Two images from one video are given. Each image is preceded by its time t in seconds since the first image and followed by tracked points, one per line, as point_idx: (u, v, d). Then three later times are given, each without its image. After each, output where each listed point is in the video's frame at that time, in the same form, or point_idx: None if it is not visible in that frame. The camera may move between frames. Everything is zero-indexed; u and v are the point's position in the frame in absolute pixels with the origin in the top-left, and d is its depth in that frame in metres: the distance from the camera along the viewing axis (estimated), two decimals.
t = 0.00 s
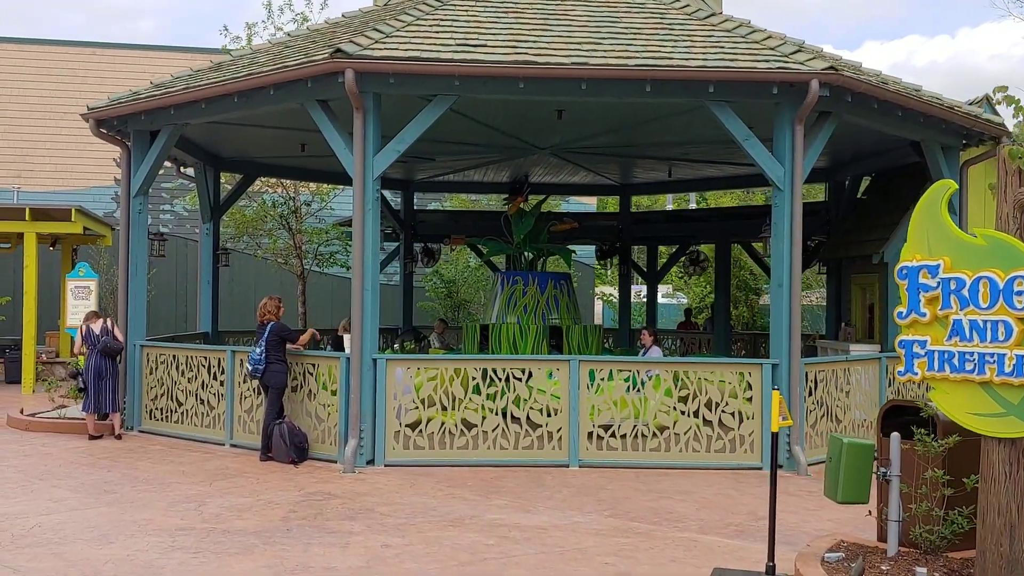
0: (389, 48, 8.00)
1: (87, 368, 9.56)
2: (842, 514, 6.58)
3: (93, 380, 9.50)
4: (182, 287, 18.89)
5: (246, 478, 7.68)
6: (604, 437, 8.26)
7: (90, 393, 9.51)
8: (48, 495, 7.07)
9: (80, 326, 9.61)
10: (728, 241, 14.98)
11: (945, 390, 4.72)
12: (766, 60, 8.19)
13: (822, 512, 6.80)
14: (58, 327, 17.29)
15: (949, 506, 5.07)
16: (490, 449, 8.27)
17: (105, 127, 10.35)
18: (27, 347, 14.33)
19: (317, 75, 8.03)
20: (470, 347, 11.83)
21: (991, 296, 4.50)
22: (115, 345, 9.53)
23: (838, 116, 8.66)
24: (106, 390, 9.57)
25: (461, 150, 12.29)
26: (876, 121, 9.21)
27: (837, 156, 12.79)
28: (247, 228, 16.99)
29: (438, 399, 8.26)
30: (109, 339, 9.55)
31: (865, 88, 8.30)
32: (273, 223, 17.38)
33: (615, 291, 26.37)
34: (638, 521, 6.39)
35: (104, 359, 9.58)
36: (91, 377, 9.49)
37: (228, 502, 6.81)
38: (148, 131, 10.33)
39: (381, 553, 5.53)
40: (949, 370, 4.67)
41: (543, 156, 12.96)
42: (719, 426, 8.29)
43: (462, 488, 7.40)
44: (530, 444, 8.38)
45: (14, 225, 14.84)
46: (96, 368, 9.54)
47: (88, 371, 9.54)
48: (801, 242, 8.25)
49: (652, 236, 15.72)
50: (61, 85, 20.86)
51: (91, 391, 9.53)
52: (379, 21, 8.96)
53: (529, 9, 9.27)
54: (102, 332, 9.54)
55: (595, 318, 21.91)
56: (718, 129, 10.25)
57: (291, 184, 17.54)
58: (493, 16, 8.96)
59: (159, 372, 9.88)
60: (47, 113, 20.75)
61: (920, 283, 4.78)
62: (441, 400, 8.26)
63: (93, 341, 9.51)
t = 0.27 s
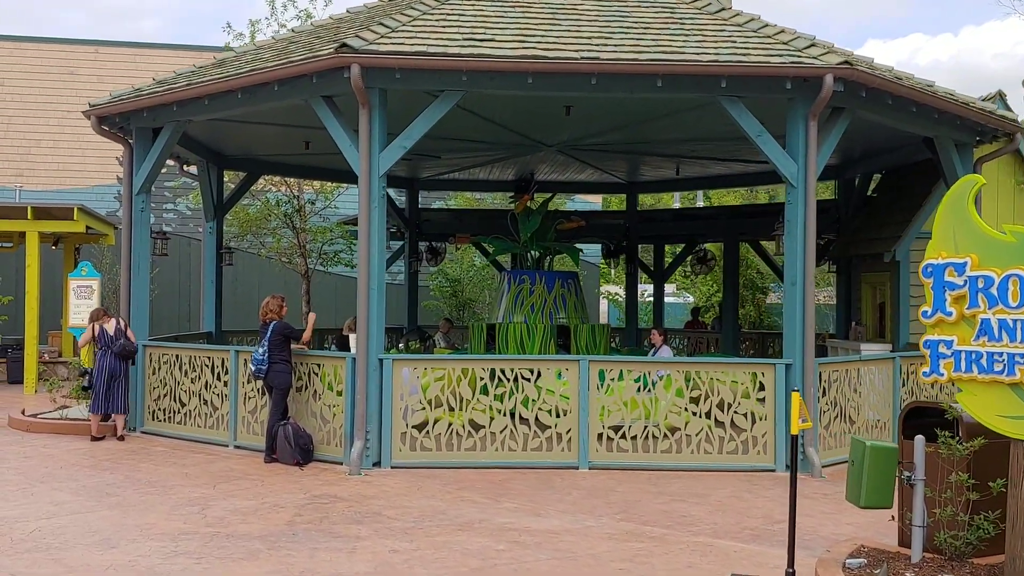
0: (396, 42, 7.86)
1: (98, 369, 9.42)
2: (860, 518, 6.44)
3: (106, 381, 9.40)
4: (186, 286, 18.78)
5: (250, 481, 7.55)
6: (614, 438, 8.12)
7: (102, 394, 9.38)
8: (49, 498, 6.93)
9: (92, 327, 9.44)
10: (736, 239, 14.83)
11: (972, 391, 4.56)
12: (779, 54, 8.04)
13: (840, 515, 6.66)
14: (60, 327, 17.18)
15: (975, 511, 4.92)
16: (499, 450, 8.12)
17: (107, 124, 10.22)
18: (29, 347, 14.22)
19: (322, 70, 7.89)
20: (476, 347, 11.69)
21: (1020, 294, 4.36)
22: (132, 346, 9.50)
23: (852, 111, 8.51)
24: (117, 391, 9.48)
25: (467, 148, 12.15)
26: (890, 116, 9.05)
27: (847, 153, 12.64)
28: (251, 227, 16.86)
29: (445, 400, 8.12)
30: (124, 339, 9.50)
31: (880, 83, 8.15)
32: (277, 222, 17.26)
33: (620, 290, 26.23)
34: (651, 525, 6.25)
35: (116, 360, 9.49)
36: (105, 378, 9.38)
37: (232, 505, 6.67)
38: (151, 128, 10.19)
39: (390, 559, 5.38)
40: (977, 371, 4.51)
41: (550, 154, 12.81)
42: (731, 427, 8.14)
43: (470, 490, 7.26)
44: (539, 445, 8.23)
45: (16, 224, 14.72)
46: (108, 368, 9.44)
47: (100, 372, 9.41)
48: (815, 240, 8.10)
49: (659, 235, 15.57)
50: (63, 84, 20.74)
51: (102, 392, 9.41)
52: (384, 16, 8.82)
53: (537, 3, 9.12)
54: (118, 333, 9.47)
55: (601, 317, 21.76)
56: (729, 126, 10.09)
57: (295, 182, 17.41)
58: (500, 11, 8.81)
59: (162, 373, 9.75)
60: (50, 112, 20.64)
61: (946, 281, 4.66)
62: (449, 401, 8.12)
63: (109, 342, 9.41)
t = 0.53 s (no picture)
0: (404, 35, 7.70)
1: (109, 369, 9.23)
2: (882, 521, 6.27)
3: (120, 382, 9.24)
4: (189, 285, 18.62)
5: (256, 482, 7.39)
6: (627, 439, 7.95)
7: (115, 395, 9.23)
8: (50, 501, 6.78)
9: (102, 328, 9.20)
10: (746, 237, 14.66)
11: (1005, 390, 4.52)
12: (795, 46, 7.87)
13: (860, 517, 6.49)
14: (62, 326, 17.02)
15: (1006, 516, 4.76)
16: (509, 451, 7.95)
17: (109, 120, 10.06)
18: (30, 347, 14.06)
19: (329, 63, 7.73)
20: (483, 346, 11.53)
21: None
22: (144, 346, 9.33)
23: (869, 105, 8.34)
24: (129, 390, 9.35)
25: (474, 144, 11.98)
26: (907, 111, 8.88)
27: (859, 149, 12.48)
28: (254, 226, 16.71)
29: (454, 400, 7.97)
30: (136, 339, 9.33)
31: (898, 76, 7.99)
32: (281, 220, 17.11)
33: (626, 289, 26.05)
34: (668, 528, 6.09)
35: (127, 359, 9.31)
36: (118, 379, 9.22)
37: (238, 508, 6.51)
38: (154, 124, 10.04)
39: (400, 563, 5.22)
40: (1012, 369, 4.49)
41: (558, 150, 12.64)
42: (746, 428, 7.98)
43: (481, 492, 7.09)
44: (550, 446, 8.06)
45: (18, 223, 14.58)
46: (121, 368, 9.27)
47: (112, 372, 9.23)
48: (832, 235, 7.94)
49: (667, 233, 15.40)
50: (65, 81, 20.60)
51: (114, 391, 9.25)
52: (391, 9, 8.65)
53: None
54: (130, 333, 9.29)
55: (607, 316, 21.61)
56: (741, 121, 9.92)
57: (299, 180, 17.27)
58: (509, 4, 8.65)
59: (166, 372, 9.59)
60: (51, 110, 20.50)
61: (979, 276, 4.65)
62: (458, 401, 7.96)
63: (123, 343, 9.22)
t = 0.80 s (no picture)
0: (414, 30, 7.54)
1: (117, 371, 9.06)
2: (906, 527, 6.12)
3: (128, 383, 9.09)
4: (193, 285, 18.49)
5: (264, 486, 7.24)
6: (641, 442, 7.80)
7: (123, 397, 9.06)
8: (54, 505, 6.63)
9: (111, 328, 9.01)
10: (756, 236, 14.50)
11: None
12: (813, 41, 7.71)
13: (883, 523, 6.34)
14: (65, 326, 16.88)
15: None
16: (521, 454, 7.80)
17: (114, 117, 9.92)
18: (34, 347, 13.93)
19: (338, 58, 7.57)
20: (492, 347, 11.39)
21: None
22: (151, 347, 9.22)
23: (887, 101, 8.18)
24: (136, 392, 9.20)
25: (482, 142, 11.82)
26: (925, 107, 8.72)
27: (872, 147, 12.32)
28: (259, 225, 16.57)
29: (465, 402, 7.81)
30: (143, 340, 9.21)
31: (918, 72, 7.83)
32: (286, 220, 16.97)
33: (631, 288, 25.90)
34: (687, 534, 5.94)
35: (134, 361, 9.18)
36: (127, 381, 9.07)
37: (246, 513, 6.36)
38: (159, 122, 9.89)
39: (414, 571, 5.07)
40: None
41: (567, 148, 12.48)
42: (763, 431, 7.82)
43: (493, 496, 6.94)
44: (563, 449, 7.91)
45: (21, 222, 14.44)
46: (128, 370, 9.12)
47: (119, 374, 9.06)
48: (851, 235, 7.79)
49: (676, 232, 15.24)
50: (68, 80, 20.47)
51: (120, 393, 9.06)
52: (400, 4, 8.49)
53: None
54: (138, 333, 9.18)
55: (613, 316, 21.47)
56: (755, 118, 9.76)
57: (305, 179, 17.12)
58: None
59: (171, 374, 9.45)
60: (54, 108, 20.37)
61: (1013, 278, 5.06)
62: (469, 403, 7.81)
63: (132, 344, 9.09)
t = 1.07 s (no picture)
0: (423, 23, 7.40)
1: (120, 371, 8.91)
2: (927, 530, 5.98)
3: (131, 382, 8.96)
4: (196, 284, 18.37)
5: (270, 487, 7.11)
6: (653, 442, 7.65)
7: (127, 396, 8.92)
8: (56, 508, 6.50)
9: (115, 326, 8.85)
10: (765, 234, 14.36)
11: None
12: (829, 35, 7.56)
13: (904, 526, 6.20)
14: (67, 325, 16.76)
15: None
16: (531, 455, 7.65)
17: (117, 113, 9.79)
18: (36, 346, 13.80)
19: (345, 53, 7.43)
20: (499, 346, 11.26)
21: None
22: (151, 345, 9.15)
23: (903, 96, 8.04)
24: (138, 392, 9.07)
25: (489, 139, 11.69)
26: (941, 102, 8.57)
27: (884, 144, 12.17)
28: (263, 223, 16.46)
29: (474, 402, 7.67)
30: (144, 338, 9.11)
31: (936, 66, 7.68)
32: (289, 218, 16.85)
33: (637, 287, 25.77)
34: (703, 538, 5.80)
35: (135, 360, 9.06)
36: (131, 380, 8.95)
37: (252, 515, 6.23)
38: (162, 118, 9.76)
39: None
40: None
41: (575, 146, 12.34)
42: (777, 431, 7.69)
43: (504, 498, 6.80)
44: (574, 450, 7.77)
45: (23, 220, 14.33)
46: (131, 369, 8.99)
47: (122, 374, 8.91)
48: (867, 232, 7.65)
49: (683, 230, 15.10)
50: (70, 77, 20.36)
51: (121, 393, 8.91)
52: None
53: None
54: (139, 331, 9.07)
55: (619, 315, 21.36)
56: (767, 113, 9.61)
57: (309, 176, 17.01)
58: None
59: (175, 373, 9.32)
60: (56, 106, 20.25)
61: None
62: (478, 403, 7.67)
63: (134, 342, 8.98)
